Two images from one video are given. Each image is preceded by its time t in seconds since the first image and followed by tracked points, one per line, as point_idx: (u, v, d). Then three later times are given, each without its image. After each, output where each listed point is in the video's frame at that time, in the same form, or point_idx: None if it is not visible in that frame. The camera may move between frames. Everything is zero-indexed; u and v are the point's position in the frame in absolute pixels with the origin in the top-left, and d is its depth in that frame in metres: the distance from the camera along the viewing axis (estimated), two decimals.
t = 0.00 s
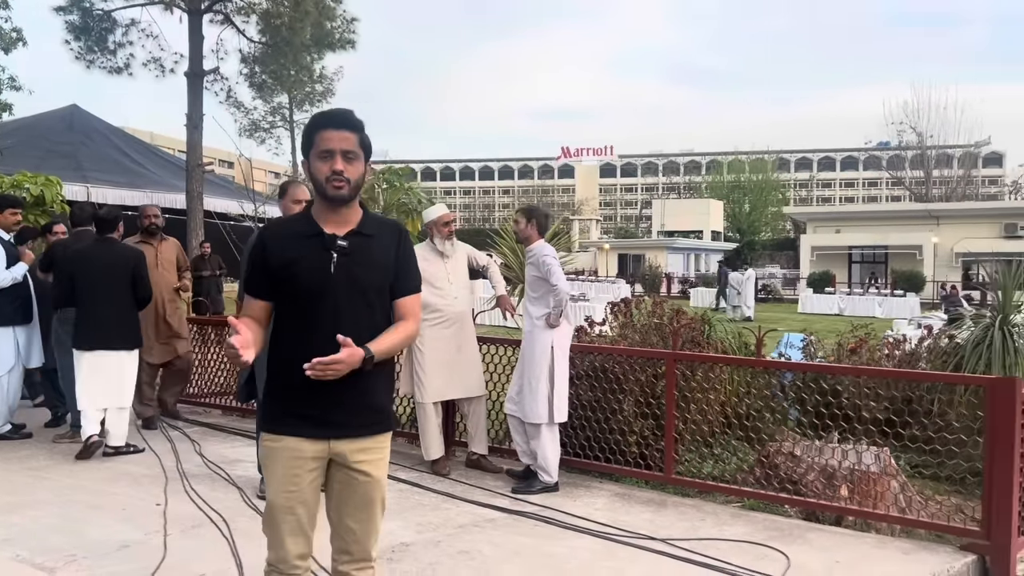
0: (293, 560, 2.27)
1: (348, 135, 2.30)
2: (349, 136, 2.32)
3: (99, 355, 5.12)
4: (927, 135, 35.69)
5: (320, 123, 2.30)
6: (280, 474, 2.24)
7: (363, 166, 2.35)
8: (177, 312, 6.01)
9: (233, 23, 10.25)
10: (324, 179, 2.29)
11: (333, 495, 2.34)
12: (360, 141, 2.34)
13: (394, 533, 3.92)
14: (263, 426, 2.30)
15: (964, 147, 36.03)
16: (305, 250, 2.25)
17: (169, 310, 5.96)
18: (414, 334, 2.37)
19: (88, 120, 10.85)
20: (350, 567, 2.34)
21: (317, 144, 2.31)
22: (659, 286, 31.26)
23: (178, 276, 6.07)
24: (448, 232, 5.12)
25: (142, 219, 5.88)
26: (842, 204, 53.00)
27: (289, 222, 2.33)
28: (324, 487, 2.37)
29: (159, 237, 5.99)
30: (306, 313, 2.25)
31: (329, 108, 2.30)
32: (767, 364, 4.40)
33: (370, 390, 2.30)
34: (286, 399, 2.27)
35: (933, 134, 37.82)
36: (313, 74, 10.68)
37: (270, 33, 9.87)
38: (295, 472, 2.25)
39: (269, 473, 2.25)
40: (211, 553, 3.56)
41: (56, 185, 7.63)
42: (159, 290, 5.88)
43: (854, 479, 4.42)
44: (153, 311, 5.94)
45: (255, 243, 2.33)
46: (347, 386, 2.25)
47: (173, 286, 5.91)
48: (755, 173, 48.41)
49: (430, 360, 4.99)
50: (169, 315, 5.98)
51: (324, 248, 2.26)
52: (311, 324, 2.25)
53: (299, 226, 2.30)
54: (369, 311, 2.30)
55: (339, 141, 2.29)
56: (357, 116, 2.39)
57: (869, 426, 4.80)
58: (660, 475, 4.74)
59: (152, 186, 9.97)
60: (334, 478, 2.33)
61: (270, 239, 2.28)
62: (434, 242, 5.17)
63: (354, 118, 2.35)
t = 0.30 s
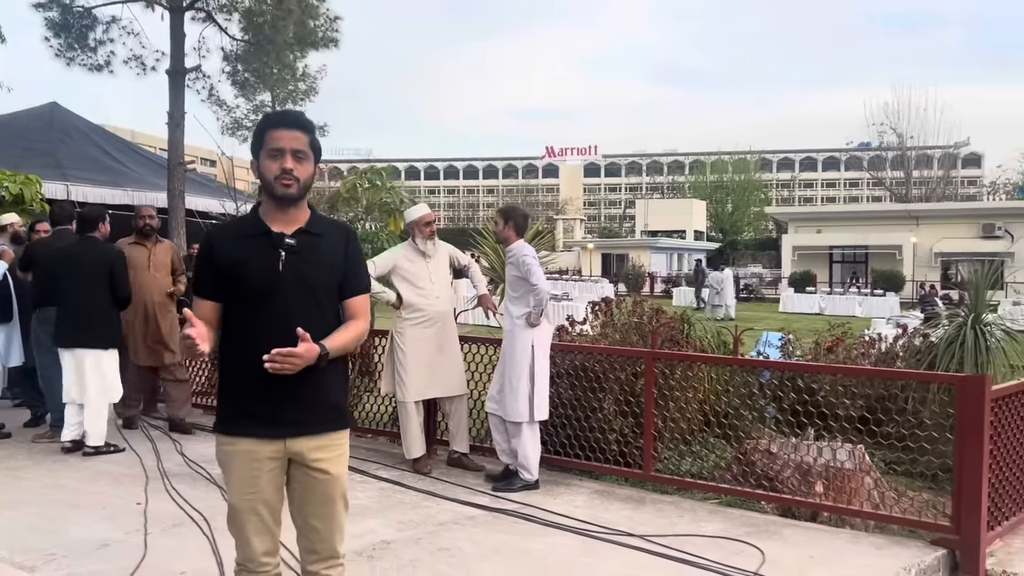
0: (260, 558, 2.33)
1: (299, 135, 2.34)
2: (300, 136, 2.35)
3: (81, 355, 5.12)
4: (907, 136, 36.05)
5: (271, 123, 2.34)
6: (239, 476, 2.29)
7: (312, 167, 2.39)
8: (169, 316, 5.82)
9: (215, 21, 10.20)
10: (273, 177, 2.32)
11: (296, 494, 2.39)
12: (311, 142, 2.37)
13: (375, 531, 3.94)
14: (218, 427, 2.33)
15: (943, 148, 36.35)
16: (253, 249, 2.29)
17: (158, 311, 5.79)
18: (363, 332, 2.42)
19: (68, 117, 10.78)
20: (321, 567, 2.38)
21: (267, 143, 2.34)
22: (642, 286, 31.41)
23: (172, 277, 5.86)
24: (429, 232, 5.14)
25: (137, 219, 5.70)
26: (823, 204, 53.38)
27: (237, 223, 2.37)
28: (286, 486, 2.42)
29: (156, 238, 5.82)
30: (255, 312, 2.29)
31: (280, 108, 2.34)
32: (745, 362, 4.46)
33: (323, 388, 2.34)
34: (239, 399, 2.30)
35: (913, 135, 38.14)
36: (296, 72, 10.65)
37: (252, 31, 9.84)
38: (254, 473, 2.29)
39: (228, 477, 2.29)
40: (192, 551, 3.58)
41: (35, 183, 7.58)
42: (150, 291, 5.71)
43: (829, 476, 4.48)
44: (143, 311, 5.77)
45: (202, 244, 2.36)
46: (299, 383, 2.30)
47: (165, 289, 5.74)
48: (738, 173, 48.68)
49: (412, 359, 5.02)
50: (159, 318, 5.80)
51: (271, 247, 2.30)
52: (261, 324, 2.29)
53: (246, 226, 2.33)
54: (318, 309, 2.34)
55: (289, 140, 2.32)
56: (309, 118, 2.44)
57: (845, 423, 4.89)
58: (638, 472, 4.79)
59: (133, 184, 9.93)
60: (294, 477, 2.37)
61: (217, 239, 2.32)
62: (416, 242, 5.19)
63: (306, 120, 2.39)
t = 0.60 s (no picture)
0: (236, 555, 2.35)
1: (253, 138, 2.34)
2: (255, 139, 2.35)
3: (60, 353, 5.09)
4: (889, 136, 36.30)
5: (224, 126, 2.33)
6: (212, 476, 2.29)
7: (268, 168, 2.40)
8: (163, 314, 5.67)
9: (198, 18, 10.14)
10: (228, 181, 2.32)
11: (268, 488, 2.42)
12: (265, 144, 2.38)
13: (359, 529, 3.95)
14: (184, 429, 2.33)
15: (926, 148, 36.61)
16: (213, 253, 2.30)
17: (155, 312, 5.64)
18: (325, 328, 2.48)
19: (50, 116, 10.66)
20: (299, 559, 2.42)
21: (221, 146, 2.34)
22: (627, 285, 31.52)
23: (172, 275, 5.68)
24: (414, 231, 5.16)
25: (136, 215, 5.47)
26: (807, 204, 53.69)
27: (192, 226, 2.36)
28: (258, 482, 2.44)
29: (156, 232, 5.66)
30: (219, 315, 2.30)
31: (233, 111, 2.33)
32: (727, 361, 4.50)
33: (290, 387, 2.38)
34: (205, 400, 2.31)
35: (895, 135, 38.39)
36: (280, 71, 10.59)
37: (236, 29, 9.78)
38: (226, 471, 2.30)
39: (201, 477, 2.30)
40: (176, 550, 3.58)
41: (16, 182, 7.45)
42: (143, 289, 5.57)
43: (809, 473, 4.53)
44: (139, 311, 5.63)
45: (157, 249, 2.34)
46: (266, 383, 2.33)
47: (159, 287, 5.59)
48: (722, 172, 48.90)
49: (398, 357, 5.04)
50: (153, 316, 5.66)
51: (232, 251, 2.31)
52: (225, 327, 2.31)
53: (203, 229, 2.33)
54: (280, 310, 2.38)
55: (244, 144, 2.32)
56: (263, 119, 2.43)
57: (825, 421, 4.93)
58: (621, 470, 4.83)
59: (116, 183, 9.86)
60: (266, 471, 2.40)
61: (174, 243, 2.30)
62: (400, 242, 5.20)
63: (259, 121, 2.39)
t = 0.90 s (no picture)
0: (223, 553, 2.35)
1: (233, 139, 2.34)
2: (235, 140, 2.35)
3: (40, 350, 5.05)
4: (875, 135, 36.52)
5: (204, 127, 2.32)
6: (198, 475, 2.29)
7: (247, 170, 2.39)
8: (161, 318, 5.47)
9: (184, 16, 10.08)
10: (207, 182, 2.31)
11: (253, 486, 2.42)
12: (245, 145, 2.37)
13: (347, 529, 3.95)
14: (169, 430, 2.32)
15: (911, 147, 36.82)
16: (196, 254, 2.29)
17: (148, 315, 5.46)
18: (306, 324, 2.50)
19: (35, 115, 10.57)
20: (286, 555, 2.43)
21: (201, 147, 2.33)
22: (615, 284, 31.59)
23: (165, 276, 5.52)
24: (402, 230, 5.16)
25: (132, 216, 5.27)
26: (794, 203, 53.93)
27: (172, 226, 2.35)
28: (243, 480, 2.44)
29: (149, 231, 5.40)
30: (202, 316, 2.30)
31: (213, 112, 2.33)
32: (713, 359, 4.52)
33: (275, 386, 2.40)
34: (191, 401, 2.31)
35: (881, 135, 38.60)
36: (267, 69, 10.54)
37: (222, 28, 9.73)
38: (214, 470, 2.30)
39: (188, 477, 2.29)
40: (163, 551, 3.57)
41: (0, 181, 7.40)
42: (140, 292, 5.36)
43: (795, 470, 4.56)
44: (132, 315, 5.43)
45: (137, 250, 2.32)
46: (252, 380, 2.34)
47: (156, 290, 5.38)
48: (709, 172, 49.07)
49: (386, 357, 5.03)
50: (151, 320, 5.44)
51: (215, 252, 2.31)
52: (209, 328, 2.30)
53: (184, 231, 2.32)
54: (263, 310, 2.39)
55: (225, 145, 2.32)
56: (242, 120, 2.43)
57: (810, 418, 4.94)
58: (608, 468, 4.85)
59: (102, 183, 9.80)
60: (251, 469, 2.41)
61: (155, 245, 2.29)
62: (388, 241, 5.20)
63: (239, 122, 2.39)
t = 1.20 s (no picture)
0: (217, 554, 2.34)
1: (232, 139, 2.34)
2: (235, 141, 2.35)
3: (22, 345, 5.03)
4: (864, 134, 36.66)
5: (204, 127, 2.33)
6: (194, 476, 2.28)
7: (247, 170, 2.39)
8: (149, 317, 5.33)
9: (173, 16, 10.03)
10: (208, 182, 2.32)
11: (249, 487, 2.42)
12: (245, 145, 2.37)
13: (337, 529, 3.95)
14: (167, 430, 2.31)
15: (900, 146, 36.95)
16: (196, 253, 2.29)
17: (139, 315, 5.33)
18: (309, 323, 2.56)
19: (22, 114, 10.51)
20: (280, 554, 2.43)
21: (201, 148, 2.33)
22: (606, 283, 31.62)
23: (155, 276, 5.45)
24: (394, 231, 5.15)
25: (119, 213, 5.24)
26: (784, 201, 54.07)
27: (173, 226, 2.35)
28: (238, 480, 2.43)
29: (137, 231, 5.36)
30: (202, 314, 2.29)
31: (214, 113, 2.33)
32: (703, 357, 4.53)
33: (274, 385, 2.39)
34: (189, 400, 2.30)
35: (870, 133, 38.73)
36: (257, 69, 10.50)
37: (211, 27, 9.69)
38: (210, 470, 2.29)
39: (184, 477, 2.28)
40: (152, 552, 3.56)
41: None
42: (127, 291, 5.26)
43: (785, 468, 4.58)
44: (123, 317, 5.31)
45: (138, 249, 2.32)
46: (250, 380, 2.33)
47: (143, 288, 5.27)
48: (700, 171, 49.19)
49: (376, 356, 5.03)
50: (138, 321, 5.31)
51: (215, 250, 2.31)
52: (208, 327, 2.29)
53: (185, 230, 2.32)
54: (264, 309, 2.38)
55: (225, 145, 2.32)
56: (242, 121, 2.43)
57: (800, 417, 4.95)
58: (599, 467, 4.86)
59: (91, 183, 9.75)
60: (246, 471, 2.40)
61: (156, 244, 2.29)
62: (378, 241, 5.19)
63: (239, 123, 2.39)
